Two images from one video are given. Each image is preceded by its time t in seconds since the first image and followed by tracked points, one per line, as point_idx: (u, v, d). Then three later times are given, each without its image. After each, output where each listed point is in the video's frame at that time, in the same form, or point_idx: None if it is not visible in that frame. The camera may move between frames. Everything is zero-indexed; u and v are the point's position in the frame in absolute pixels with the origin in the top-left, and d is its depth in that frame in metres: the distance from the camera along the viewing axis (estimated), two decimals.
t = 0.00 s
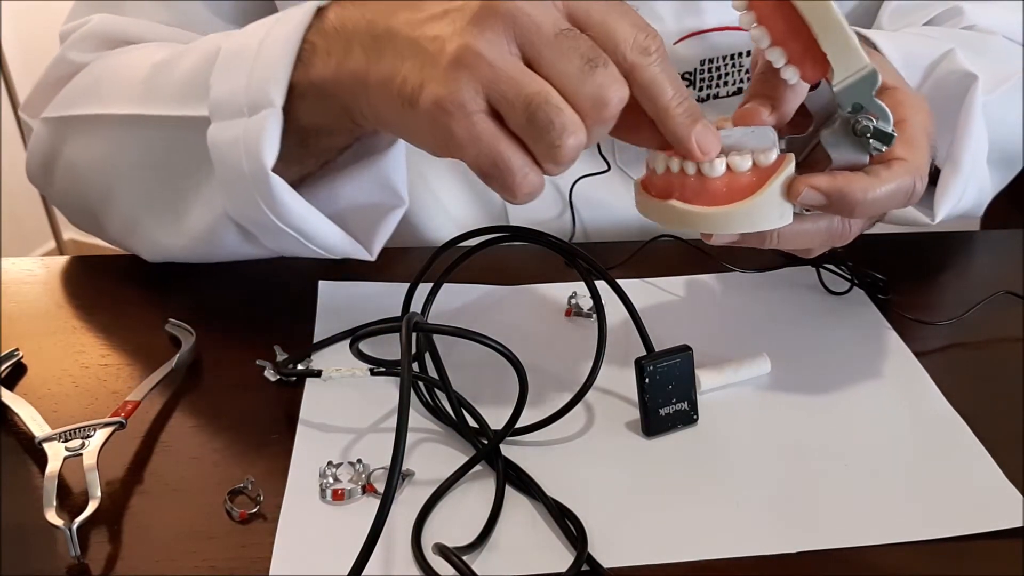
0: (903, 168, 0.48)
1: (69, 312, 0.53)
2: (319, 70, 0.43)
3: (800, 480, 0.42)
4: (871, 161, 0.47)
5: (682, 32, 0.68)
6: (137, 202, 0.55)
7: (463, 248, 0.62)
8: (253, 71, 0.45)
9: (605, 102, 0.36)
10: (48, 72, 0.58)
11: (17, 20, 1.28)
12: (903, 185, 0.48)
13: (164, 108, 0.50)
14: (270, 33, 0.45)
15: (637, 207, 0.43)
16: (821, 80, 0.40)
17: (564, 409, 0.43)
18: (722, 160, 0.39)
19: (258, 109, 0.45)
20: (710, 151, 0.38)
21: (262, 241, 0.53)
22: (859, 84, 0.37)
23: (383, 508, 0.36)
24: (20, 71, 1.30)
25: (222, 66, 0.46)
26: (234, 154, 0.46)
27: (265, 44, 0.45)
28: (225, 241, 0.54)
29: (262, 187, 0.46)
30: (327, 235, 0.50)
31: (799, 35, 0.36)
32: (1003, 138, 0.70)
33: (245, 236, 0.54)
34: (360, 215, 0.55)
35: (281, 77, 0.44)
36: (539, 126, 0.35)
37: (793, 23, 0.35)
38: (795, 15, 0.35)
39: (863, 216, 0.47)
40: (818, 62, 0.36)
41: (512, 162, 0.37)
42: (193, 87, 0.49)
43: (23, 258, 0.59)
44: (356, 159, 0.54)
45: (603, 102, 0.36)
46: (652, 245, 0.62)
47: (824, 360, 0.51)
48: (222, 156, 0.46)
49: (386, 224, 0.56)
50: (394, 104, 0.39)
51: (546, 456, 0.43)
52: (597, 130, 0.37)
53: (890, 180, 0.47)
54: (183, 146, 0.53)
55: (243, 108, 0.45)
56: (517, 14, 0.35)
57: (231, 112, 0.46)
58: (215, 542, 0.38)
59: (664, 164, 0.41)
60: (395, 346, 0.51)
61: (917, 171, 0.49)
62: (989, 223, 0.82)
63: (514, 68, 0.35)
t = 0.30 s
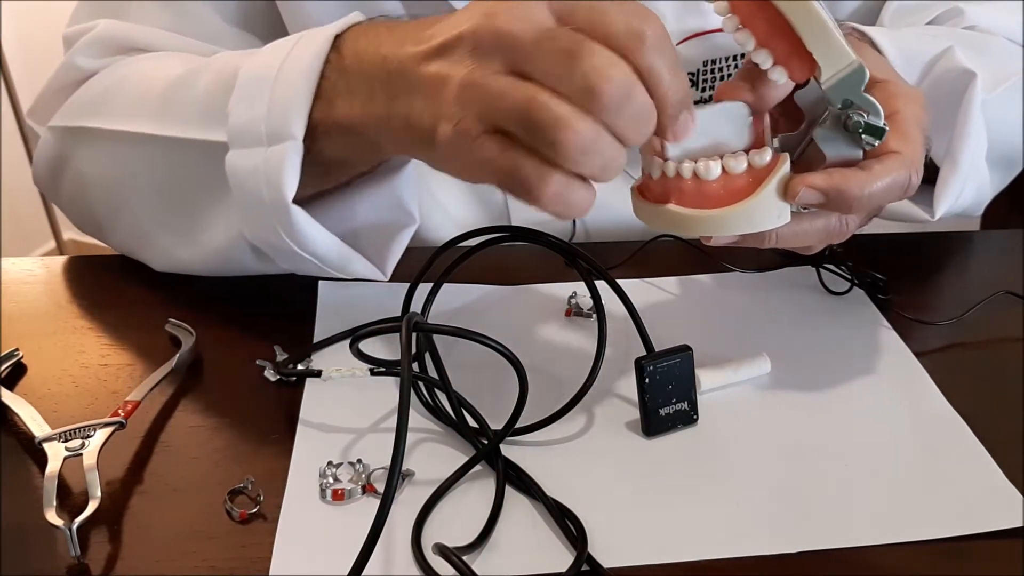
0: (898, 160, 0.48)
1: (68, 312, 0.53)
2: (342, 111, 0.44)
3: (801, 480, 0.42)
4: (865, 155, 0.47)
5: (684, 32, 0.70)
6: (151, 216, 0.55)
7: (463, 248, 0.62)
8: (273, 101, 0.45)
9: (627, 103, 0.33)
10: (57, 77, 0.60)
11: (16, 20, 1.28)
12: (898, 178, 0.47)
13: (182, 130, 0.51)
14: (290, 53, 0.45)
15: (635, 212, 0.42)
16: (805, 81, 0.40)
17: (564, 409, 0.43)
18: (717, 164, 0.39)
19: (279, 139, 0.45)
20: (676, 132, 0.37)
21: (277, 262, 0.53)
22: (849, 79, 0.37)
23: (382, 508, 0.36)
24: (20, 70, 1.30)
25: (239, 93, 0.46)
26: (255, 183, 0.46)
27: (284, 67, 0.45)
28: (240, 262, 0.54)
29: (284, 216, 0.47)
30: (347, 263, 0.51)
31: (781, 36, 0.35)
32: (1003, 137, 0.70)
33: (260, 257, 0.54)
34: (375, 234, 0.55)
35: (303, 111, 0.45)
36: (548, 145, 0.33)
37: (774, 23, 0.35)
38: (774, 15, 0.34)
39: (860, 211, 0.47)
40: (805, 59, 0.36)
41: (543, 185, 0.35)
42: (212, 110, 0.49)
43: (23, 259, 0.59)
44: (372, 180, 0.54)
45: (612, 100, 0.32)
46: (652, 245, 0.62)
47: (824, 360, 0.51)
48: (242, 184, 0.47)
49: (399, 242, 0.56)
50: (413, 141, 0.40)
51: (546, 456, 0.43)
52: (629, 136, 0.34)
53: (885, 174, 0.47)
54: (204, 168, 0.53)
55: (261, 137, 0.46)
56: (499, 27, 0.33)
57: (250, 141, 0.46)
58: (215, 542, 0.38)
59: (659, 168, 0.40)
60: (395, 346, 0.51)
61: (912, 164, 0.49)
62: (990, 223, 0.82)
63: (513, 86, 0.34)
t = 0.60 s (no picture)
0: (904, 179, 0.49)
1: (69, 312, 0.54)
2: (322, 134, 0.48)
3: (800, 479, 0.42)
4: (873, 173, 0.47)
5: (688, 36, 0.70)
6: (136, 221, 0.57)
7: (464, 249, 0.63)
8: (240, 117, 0.48)
9: (592, 146, 0.37)
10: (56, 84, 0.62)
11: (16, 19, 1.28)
12: (903, 195, 0.48)
13: (164, 140, 0.53)
14: (257, 67, 0.48)
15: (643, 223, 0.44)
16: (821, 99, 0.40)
17: (563, 409, 0.44)
18: (730, 180, 0.41)
19: (247, 155, 0.48)
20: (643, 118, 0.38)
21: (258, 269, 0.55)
22: (864, 101, 0.37)
23: (383, 507, 0.36)
24: (20, 70, 1.31)
25: (209, 109, 0.49)
26: (228, 198, 0.48)
27: (251, 83, 0.47)
28: (225, 270, 0.55)
29: (258, 230, 0.49)
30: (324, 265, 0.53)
31: (801, 57, 0.36)
32: (1001, 141, 0.70)
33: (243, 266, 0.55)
34: (353, 234, 0.57)
35: (267, 130, 0.47)
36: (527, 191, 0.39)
37: (798, 45, 0.35)
38: (798, 37, 0.35)
39: (867, 227, 0.47)
40: (824, 79, 0.36)
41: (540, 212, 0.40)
42: (190, 120, 0.52)
43: (24, 259, 0.59)
44: (352, 179, 0.56)
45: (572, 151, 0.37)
46: (651, 245, 0.62)
47: (823, 360, 0.51)
48: (216, 200, 0.49)
49: (377, 243, 0.57)
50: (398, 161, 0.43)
51: (545, 455, 0.43)
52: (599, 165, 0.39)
53: (891, 192, 0.47)
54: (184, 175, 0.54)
55: (232, 152, 0.48)
56: (433, 89, 0.37)
57: (221, 156, 0.48)
58: (216, 542, 0.38)
59: (672, 181, 0.42)
60: (395, 346, 0.51)
61: (917, 181, 0.49)
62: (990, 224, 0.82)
63: (473, 141, 0.38)
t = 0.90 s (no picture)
0: (911, 166, 0.48)
1: (68, 313, 0.53)
2: (334, 135, 0.48)
3: (800, 479, 0.42)
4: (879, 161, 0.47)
5: (691, 35, 0.70)
6: (145, 221, 0.57)
7: (464, 248, 0.62)
8: (257, 117, 0.48)
9: (579, 142, 0.36)
10: (57, 84, 0.61)
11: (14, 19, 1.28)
12: (911, 182, 0.47)
13: (177, 140, 0.53)
14: (272, 69, 0.48)
15: (647, 219, 0.43)
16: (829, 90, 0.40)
17: (563, 409, 0.44)
18: (738, 173, 0.41)
19: (265, 156, 0.48)
20: (667, 115, 0.38)
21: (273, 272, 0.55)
22: (871, 91, 0.37)
23: (383, 507, 0.36)
24: (21, 70, 1.31)
25: (226, 109, 0.49)
26: (244, 198, 0.49)
27: (266, 85, 0.48)
28: (238, 272, 0.55)
29: (274, 230, 0.50)
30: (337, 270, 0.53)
31: (809, 46, 0.36)
32: (1003, 141, 0.70)
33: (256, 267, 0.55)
34: (367, 237, 0.57)
35: (286, 134, 0.48)
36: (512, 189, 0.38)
37: (807, 33, 0.35)
38: (806, 25, 0.35)
39: (876, 215, 0.47)
40: (833, 65, 0.36)
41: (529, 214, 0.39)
42: (202, 121, 0.52)
43: (23, 259, 0.59)
44: (363, 182, 0.57)
45: (553, 145, 0.35)
46: (653, 245, 0.62)
47: (824, 360, 0.51)
48: (231, 199, 0.50)
49: (391, 246, 0.57)
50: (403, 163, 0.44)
51: (545, 456, 0.43)
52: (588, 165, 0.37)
53: (898, 178, 0.47)
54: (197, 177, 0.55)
55: (248, 154, 0.49)
56: (427, 79, 0.37)
57: (236, 158, 0.49)
58: (215, 542, 0.38)
59: (678, 175, 0.42)
60: (395, 346, 0.51)
61: (923, 169, 0.49)
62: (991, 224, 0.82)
63: (461, 136, 0.38)
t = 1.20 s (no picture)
0: (903, 164, 0.49)
1: (68, 313, 0.53)
2: (354, 143, 0.48)
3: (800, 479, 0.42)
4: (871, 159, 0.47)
5: (693, 36, 0.70)
6: (155, 226, 0.57)
7: (464, 248, 0.62)
8: (279, 126, 0.48)
9: (597, 157, 0.36)
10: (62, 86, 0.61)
11: (14, 19, 1.28)
12: (903, 181, 0.48)
13: (191, 145, 0.54)
14: (294, 78, 0.48)
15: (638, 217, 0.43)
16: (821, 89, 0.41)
17: (563, 409, 0.44)
18: (730, 173, 0.41)
19: (287, 165, 0.49)
20: (672, 150, 0.38)
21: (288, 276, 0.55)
22: (861, 92, 0.37)
23: (383, 507, 0.36)
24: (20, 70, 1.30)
25: (247, 116, 0.49)
26: (265, 206, 0.50)
27: (288, 93, 0.48)
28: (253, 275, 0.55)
29: (294, 237, 0.50)
30: (347, 269, 0.53)
31: (801, 45, 0.36)
32: (1003, 142, 0.70)
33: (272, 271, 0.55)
34: (383, 243, 0.57)
35: (309, 143, 0.48)
36: (522, 200, 0.37)
37: (800, 33, 0.35)
38: (798, 24, 0.35)
39: (869, 214, 0.47)
40: (824, 62, 0.36)
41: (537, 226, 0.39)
42: (218, 126, 0.52)
43: (24, 259, 0.59)
44: (381, 191, 0.58)
45: (576, 159, 0.35)
46: (653, 245, 0.62)
47: (824, 360, 0.51)
48: (252, 206, 0.50)
49: (406, 250, 0.57)
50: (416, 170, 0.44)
51: (545, 456, 0.43)
52: (602, 180, 0.37)
53: (890, 177, 0.47)
54: (211, 181, 0.55)
55: (270, 161, 0.49)
56: (446, 86, 0.37)
57: (259, 165, 0.49)
58: (216, 542, 0.38)
59: (670, 176, 0.41)
60: (395, 345, 0.51)
61: (914, 167, 0.49)
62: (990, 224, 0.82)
63: (477, 144, 0.38)
